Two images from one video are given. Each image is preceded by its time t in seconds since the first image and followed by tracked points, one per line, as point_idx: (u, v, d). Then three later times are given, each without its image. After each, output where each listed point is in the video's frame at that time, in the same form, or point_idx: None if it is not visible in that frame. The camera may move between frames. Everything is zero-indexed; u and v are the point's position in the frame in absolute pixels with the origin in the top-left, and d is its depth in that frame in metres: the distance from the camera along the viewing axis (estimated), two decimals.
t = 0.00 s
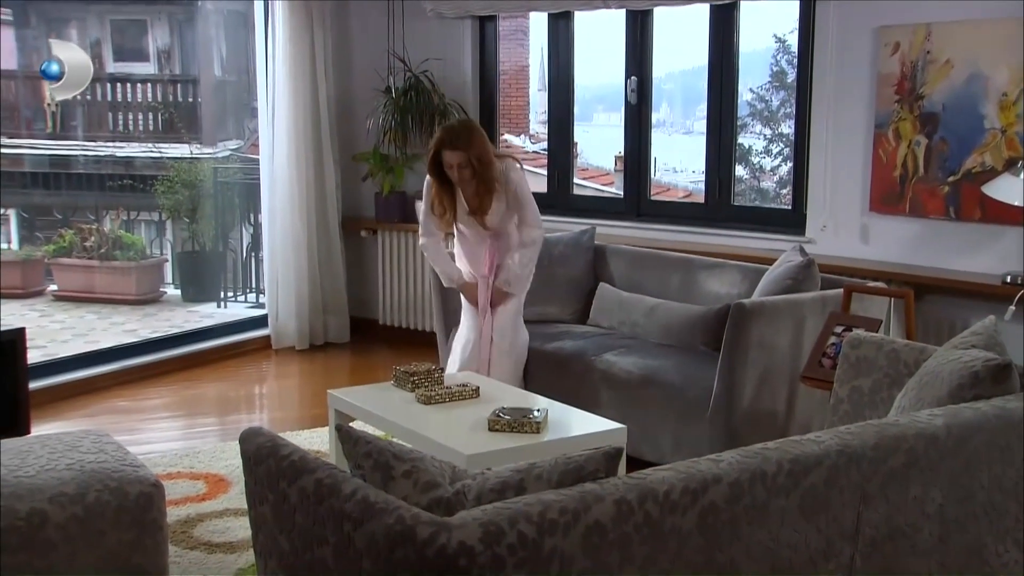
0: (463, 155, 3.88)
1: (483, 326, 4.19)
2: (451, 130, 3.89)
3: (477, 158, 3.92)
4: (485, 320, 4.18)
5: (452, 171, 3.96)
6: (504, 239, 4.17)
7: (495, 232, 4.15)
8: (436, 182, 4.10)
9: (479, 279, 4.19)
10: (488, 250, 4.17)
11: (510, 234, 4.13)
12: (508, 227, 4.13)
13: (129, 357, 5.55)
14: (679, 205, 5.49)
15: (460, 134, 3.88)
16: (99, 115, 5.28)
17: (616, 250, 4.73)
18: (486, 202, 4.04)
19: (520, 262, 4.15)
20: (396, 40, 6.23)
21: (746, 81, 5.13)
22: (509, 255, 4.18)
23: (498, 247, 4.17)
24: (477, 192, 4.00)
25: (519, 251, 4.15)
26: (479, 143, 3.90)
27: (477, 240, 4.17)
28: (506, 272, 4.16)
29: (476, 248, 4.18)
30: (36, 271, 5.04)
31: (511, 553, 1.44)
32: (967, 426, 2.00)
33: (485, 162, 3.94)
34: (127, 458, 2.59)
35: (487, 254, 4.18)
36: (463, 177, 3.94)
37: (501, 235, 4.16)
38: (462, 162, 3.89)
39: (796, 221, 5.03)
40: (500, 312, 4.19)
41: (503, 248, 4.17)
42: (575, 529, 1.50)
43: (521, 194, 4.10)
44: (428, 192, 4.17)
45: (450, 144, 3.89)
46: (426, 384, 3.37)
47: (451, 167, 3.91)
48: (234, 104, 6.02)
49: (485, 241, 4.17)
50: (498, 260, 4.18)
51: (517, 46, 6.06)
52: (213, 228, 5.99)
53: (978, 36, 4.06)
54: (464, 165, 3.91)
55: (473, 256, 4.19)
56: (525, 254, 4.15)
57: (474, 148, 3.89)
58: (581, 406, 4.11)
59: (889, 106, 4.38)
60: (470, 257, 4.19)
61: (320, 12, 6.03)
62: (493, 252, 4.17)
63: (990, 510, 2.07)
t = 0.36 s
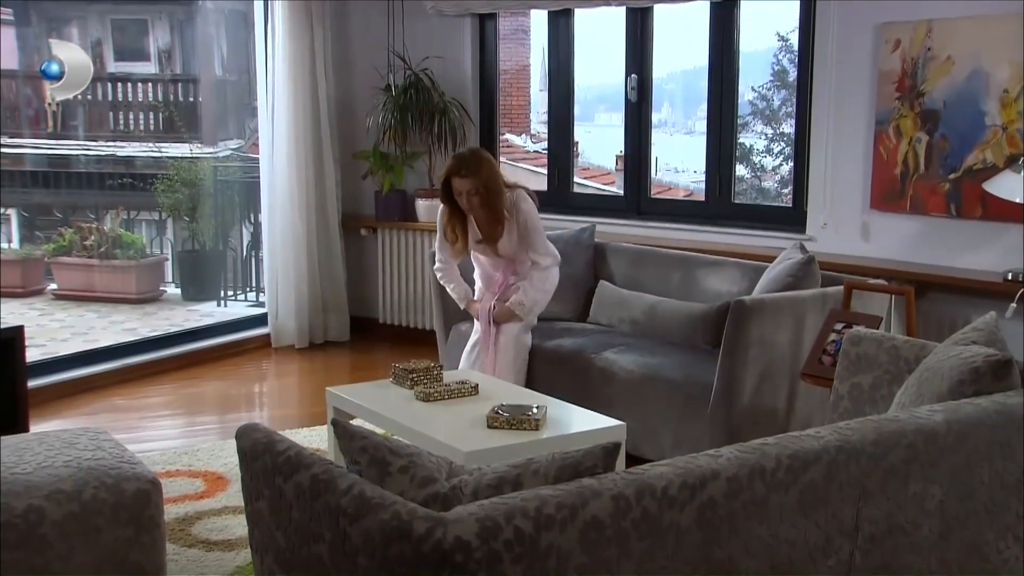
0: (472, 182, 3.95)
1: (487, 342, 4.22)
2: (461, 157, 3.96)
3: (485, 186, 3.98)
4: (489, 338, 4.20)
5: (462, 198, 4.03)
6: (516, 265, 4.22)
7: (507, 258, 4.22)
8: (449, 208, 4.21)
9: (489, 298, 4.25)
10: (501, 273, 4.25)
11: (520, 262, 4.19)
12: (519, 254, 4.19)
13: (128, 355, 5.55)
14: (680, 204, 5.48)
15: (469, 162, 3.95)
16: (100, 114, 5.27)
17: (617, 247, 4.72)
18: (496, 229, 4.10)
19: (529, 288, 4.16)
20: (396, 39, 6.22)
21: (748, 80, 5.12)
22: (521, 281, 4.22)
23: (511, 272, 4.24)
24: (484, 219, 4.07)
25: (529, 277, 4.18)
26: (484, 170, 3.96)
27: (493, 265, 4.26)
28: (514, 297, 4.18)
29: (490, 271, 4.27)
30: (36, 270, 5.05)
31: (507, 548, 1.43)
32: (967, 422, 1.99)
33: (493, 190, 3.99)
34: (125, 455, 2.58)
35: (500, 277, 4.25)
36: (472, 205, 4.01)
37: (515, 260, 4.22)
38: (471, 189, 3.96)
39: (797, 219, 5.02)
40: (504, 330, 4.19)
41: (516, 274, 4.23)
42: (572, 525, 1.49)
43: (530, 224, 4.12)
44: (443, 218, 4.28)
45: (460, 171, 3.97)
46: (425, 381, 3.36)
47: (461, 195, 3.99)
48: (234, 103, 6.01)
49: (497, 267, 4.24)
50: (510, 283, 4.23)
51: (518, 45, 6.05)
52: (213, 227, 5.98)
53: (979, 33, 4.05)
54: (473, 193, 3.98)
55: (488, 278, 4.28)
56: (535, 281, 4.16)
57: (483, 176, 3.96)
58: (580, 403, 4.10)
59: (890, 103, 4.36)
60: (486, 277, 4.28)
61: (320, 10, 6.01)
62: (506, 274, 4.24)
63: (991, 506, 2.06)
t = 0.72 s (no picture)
0: (496, 189, 4.20)
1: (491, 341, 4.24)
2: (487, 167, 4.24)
3: (508, 196, 4.24)
4: (495, 333, 4.24)
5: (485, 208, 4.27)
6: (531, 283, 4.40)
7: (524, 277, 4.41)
8: (469, 226, 4.43)
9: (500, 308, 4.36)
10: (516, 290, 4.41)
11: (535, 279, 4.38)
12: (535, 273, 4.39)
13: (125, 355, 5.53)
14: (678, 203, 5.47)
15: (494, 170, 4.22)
16: (98, 114, 5.26)
17: (614, 246, 4.70)
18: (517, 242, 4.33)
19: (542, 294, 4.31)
20: (394, 38, 6.20)
21: (747, 80, 5.11)
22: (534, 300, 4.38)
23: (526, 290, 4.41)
24: (503, 228, 4.29)
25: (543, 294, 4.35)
26: (509, 180, 4.22)
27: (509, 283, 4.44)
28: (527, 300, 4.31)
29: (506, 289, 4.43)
30: (32, 270, 5.07)
31: (499, 547, 1.42)
32: (964, 420, 1.98)
33: (516, 200, 4.25)
34: (118, 454, 2.57)
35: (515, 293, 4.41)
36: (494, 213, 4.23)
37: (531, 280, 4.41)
38: (495, 196, 4.20)
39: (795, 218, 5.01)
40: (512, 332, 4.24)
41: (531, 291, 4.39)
42: (565, 523, 1.48)
43: (547, 241, 4.34)
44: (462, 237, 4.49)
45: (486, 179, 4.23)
46: (421, 380, 3.35)
47: (484, 202, 4.22)
48: (232, 103, 5.99)
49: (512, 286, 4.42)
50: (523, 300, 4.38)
51: (517, 45, 6.03)
52: (211, 226, 5.96)
53: (978, 31, 4.04)
54: (496, 201, 4.22)
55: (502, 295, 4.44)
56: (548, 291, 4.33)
57: (507, 185, 4.23)
58: (577, 402, 4.09)
59: (888, 102, 4.35)
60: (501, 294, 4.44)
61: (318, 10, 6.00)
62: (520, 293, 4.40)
63: (988, 504, 2.05)
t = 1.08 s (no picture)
0: (532, 172, 4.43)
1: (494, 328, 4.26)
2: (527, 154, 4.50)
3: (543, 182, 4.46)
4: (498, 320, 4.27)
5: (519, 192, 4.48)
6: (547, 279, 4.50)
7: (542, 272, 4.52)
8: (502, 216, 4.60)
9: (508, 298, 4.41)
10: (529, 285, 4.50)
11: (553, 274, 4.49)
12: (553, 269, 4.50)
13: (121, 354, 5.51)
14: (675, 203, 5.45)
15: (532, 156, 4.47)
16: (95, 113, 5.25)
17: (610, 245, 4.69)
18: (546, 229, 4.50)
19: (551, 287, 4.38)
20: (390, 37, 6.19)
21: (744, 80, 5.09)
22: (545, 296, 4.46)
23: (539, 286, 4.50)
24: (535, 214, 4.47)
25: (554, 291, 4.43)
26: (545, 167, 4.46)
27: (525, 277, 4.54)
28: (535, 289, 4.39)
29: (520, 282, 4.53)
30: (28, 270, 5.04)
31: (489, 547, 1.40)
32: (958, 419, 1.97)
33: (550, 186, 4.47)
34: (110, 454, 2.55)
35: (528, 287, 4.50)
36: (529, 196, 4.44)
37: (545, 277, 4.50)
38: (530, 178, 4.43)
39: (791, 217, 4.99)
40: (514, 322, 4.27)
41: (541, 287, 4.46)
42: (555, 524, 1.47)
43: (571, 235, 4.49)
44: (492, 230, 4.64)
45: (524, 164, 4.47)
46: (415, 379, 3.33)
47: (521, 183, 4.44)
48: (229, 102, 5.97)
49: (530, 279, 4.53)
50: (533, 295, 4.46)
51: (515, 45, 5.98)
52: (207, 226, 5.95)
53: (975, 29, 4.03)
54: (531, 184, 4.44)
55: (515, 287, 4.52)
56: (559, 286, 4.39)
57: (544, 170, 4.46)
58: (572, 402, 4.08)
59: (884, 100, 4.34)
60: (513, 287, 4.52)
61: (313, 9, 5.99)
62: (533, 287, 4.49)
63: (982, 504, 2.04)
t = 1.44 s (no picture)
0: (543, 170, 4.44)
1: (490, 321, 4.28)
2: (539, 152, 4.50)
3: (552, 180, 4.46)
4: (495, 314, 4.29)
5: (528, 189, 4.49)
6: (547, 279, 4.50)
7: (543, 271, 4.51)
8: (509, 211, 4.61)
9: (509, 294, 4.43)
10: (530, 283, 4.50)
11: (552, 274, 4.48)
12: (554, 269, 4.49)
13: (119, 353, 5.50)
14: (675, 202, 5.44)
15: (544, 154, 4.47)
16: (95, 113, 5.24)
17: (608, 244, 4.67)
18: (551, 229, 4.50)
19: (551, 285, 4.38)
20: (389, 36, 6.17)
21: (744, 80, 5.08)
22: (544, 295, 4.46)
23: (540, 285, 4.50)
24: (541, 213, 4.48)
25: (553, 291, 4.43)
26: (556, 166, 4.47)
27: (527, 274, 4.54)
28: (536, 287, 4.39)
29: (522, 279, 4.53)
30: (27, 269, 5.02)
31: (481, 548, 1.39)
32: (956, 418, 1.95)
33: (559, 186, 4.47)
34: (104, 454, 2.54)
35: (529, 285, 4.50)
36: (537, 193, 4.44)
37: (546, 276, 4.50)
38: (541, 176, 4.44)
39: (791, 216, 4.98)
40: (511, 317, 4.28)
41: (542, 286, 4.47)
42: (549, 525, 1.45)
43: (575, 236, 4.48)
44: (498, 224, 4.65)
45: (534, 160, 4.47)
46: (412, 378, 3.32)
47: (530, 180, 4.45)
48: (229, 102, 5.96)
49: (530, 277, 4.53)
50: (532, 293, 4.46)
51: (515, 45, 5.96)
52: (206, 225, 5.93)
53: (975, 26, 4.01)
54: (541, 181, 4.44)
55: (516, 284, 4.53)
56: (558, 285, 4.39)
57: (554, 169, 4.47)
58: (571, 401, 4.06)
59: (883, 98, 4.33)
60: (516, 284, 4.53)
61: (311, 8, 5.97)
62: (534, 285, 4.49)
63: (981, 504, 2.02)
